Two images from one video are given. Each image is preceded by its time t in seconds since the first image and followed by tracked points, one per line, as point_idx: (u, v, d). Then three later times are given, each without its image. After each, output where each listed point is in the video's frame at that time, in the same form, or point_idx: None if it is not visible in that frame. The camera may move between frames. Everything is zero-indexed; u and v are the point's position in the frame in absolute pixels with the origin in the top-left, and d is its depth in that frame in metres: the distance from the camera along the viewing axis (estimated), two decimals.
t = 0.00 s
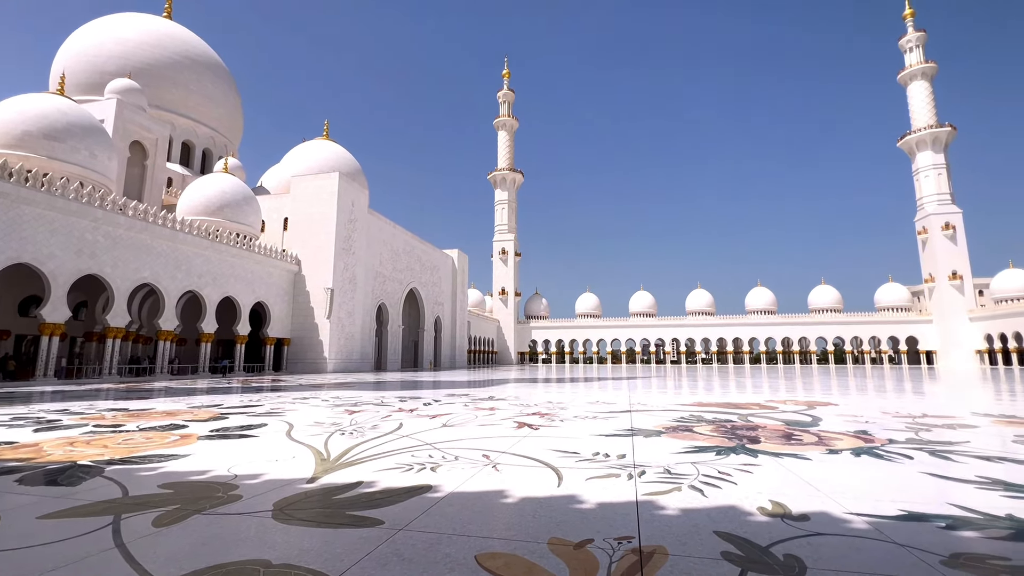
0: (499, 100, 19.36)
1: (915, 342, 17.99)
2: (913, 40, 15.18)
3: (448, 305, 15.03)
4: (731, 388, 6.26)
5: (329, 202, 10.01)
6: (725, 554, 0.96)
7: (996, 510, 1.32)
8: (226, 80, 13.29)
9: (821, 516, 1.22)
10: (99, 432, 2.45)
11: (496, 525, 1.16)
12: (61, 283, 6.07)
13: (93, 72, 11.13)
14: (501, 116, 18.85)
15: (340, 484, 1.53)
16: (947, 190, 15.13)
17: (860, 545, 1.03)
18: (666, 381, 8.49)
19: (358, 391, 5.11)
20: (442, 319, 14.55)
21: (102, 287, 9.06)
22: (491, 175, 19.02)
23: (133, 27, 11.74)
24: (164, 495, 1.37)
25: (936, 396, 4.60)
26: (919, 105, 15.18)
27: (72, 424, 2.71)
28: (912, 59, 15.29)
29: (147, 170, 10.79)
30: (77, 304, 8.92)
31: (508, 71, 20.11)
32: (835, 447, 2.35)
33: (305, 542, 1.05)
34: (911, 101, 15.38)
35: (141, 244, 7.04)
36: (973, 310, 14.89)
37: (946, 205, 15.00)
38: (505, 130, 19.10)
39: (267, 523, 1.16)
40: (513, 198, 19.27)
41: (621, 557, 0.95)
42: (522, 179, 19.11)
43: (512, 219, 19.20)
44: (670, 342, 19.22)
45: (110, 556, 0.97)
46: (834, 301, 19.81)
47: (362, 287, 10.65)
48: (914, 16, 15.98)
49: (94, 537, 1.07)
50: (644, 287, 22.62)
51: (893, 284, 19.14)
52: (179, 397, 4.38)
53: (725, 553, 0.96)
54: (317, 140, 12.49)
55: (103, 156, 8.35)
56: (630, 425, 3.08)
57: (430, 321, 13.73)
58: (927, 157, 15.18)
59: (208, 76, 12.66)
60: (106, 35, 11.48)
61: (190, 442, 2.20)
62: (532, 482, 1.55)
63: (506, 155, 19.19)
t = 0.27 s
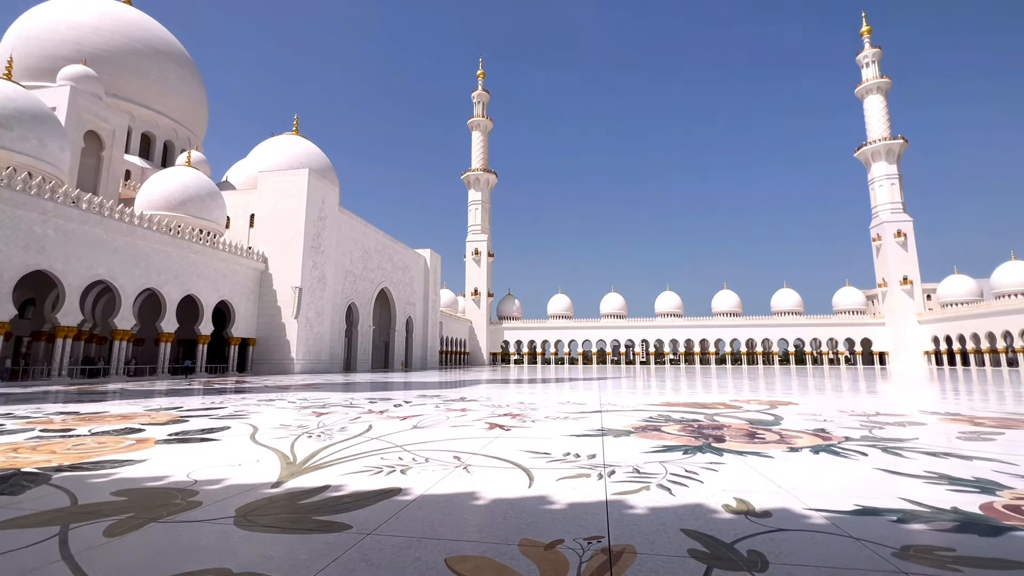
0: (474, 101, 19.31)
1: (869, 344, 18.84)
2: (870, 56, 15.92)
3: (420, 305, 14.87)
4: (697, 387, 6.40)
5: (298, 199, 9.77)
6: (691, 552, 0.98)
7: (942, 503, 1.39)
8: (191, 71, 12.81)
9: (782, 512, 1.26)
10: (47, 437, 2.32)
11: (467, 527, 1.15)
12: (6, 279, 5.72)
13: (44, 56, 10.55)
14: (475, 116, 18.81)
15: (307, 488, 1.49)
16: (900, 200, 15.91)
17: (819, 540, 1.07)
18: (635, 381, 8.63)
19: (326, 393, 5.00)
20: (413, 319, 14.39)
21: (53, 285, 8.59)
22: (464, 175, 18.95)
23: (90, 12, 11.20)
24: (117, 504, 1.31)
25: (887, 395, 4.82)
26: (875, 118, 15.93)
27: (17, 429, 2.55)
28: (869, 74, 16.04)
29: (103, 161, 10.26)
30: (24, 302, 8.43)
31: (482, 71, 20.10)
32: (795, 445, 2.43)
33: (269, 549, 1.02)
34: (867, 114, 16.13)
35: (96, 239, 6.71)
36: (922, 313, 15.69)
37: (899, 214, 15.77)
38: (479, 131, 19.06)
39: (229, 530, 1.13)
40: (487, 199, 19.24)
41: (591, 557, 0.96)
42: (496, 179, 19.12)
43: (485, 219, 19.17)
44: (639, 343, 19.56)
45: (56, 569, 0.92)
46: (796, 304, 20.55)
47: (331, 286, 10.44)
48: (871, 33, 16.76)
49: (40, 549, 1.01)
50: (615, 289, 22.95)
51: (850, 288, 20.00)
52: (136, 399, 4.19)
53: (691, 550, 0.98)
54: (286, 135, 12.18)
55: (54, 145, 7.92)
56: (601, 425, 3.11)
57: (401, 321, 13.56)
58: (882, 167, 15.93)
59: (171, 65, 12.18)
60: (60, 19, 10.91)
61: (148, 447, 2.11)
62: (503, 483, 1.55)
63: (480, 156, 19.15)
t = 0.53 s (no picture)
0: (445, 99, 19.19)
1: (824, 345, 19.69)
2: (827, 70, 16.67)
3: (388, 305, 14.65)
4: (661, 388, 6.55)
5: (263, 194, 9.48)
6: (657, 549, 1.00)
7: (890, 496, 1.47)
8: (148, 58, 12.25)
9: (743, 508, 1.30)
10: None
11: (435, 530, 1.14)
12: None
13: None
14: (447, 115, 18.69)
15: (269, 492, 1.45)
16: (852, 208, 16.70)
17: (778, 534, 1.11)
18: (602, 381, 8.76)
19: (290, 394, 4.86)
20: (382, 319, 14.16)
21: None
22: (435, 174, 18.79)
23: None
24: (62, 513, 1.24)
25: (840, 395, 5.05)
26: (831, 129, 16.68)
27: None
28: (826, 87, 16.78)
29: (50, 150, 9.70)
30: None
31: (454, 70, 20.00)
32: (755, 443, 2.52)
33: (230, 556, 0.99)
34: (824, 125, 16.87)
35: (41, 232, 6.32)
36: (872, 316, 16.53)
37: (852, 221, 16.55)
38: (451, 130, 18.95)
39: (185, 538, 1.08)
40: (458, 198, 19.14)
41: (560, 556, 0.97)
42: (467, 179, 19.05)
43: (456, 219, 19.07)
44: (607, 344, 19.86)
45: None
46: (756, 307, 21.28)
47: (296, 284, 10.16)
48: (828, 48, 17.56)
49: None
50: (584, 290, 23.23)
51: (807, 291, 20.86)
52: (83, 402, 3.97)
53: (657, 548, 1.00)
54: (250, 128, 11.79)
55: None
56: (569, 425, 3.13)
57: (369, 321, 13.33)
58: (837, 177, 16.69)
59: (126, 51, 11.62)
60: None
61: (96, 452, 2.00)
62: (472, 484, 1.54)
63: (451, 155, 19.04)
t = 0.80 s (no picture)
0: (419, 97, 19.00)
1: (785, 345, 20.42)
2: (791, 80, 17.28)
3: (359, 304, 14.41)
4: (630, 387, 6.67)
5: (228, 189, 9.18)
6: (626, 546, 1.01)
7: (845, 491, 1.54)
8: (105, 44, 11.68)
9: (709, 504, 1.33)
10: None
11: (405, 532, 1.13)
12: None
13: None
14: (420, 113, 18.51)
15: (232, 496, 1.40)
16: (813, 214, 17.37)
17: (741, 529, 1.14)
18: (572, 381, 8.85)
19: (255, 395, 4.72)
20: (351, 318, 13.91)
21: None
22: (408, 172, 18.60)
23: None
24: (5, 522, 1.17)
25: (799, 393, 5.25)
26: (793, 138, 17.30)
27: None
28: (789, 97, 17.40)
29: None
30: None
31: (428, 68, 19.83)
32: (720, 441, 2.59)
33: (190, 563, 0.95)
34: (787, 134, 17.48)
35: None
36: (830, 318, 17.25)
37: (812, 227, 17.22)
38: (424, 128, 18.78)
39: (141, 546, 1.03)
40: (430, 197, 18.99)
41: (530, 556, 0.97)
42: (440, 178, 18.92)
43: (429, 218, 18.92)
44: (578, 344, 20.06)
45: None
46: (722, 308, 21.90)
47: (262, 282, 9.88)
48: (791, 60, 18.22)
49: None
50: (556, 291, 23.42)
51: (769, 293, 21.61)
52: (29, 405, 3.75)
53: (626, 545, 1.02)
54: (214, 119, 11.39)
55: None
56: (539, 425, 3.15)
57: (338, 320, 13.08)
58: (799, 184, 17.34)
59: (81, 35, 11.04)
60: None
61: (43, 457, 1.89)
62: (443, 485, 1.53)
63: (424, 154, 18.88)
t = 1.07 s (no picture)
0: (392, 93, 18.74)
1: (749, 346, 21.09)
2: (757, 89, 17.83)
3: (328, 303, 14.11)
4: (600, 387, 6.75)
5: (190, 182, 8.85)
6: (594, 544, 1.03)
7: (803, 486, 1.60)
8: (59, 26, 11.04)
9: (675, 501, 1.36)
10: None
11: (372, 534, 1.11)
12: None
13: None
14: (393, 110, 18.26)
15: (191, 501, 1.35)
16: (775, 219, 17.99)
17: (706, 524, 1.17)
18: (544, 381, 8.91)
19: (217, 396, 4.56)
20: (320, 317, 13.62)
21: None
22: (379, 169, 18.32)
23: None
24: None
25: (762, 392, 5.43)
26: (758, 145, 17.87)
27: None
28: (755, 105, 17.96)
29: None
30: None
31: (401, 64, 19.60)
32: (686, 438, 2.66)
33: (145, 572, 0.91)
34: (753, 141, 18.04)
35: None
36: (791, 319, 17.91)
37: (776, 231, 17.82)
38: (397, 125, 18.54)
39: (91, 556, 0.98)
40: (403, 195, 18.76)
41: (500, 556, 0.97)
42: (413, 176, 18.72)
43: (401, 216, 18.69)
44: (550, 344, 20.19)
45: None
46: (690, 309, 22.45)
47: (226, 280, 9.56)
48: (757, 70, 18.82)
49: None
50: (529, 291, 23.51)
51: (734, 295, 22.28)
52: None
53: (594, 542, 1.03)
54: (176, 109, 10.95)
55: None
56: (511, 424, 3.16)
57: (306, 319, 12.77)
58: (763, 189, 17.92)
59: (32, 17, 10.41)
60: None
61: None
62: (413, 486, 1.52)
63: (397, 151, 18.64)
